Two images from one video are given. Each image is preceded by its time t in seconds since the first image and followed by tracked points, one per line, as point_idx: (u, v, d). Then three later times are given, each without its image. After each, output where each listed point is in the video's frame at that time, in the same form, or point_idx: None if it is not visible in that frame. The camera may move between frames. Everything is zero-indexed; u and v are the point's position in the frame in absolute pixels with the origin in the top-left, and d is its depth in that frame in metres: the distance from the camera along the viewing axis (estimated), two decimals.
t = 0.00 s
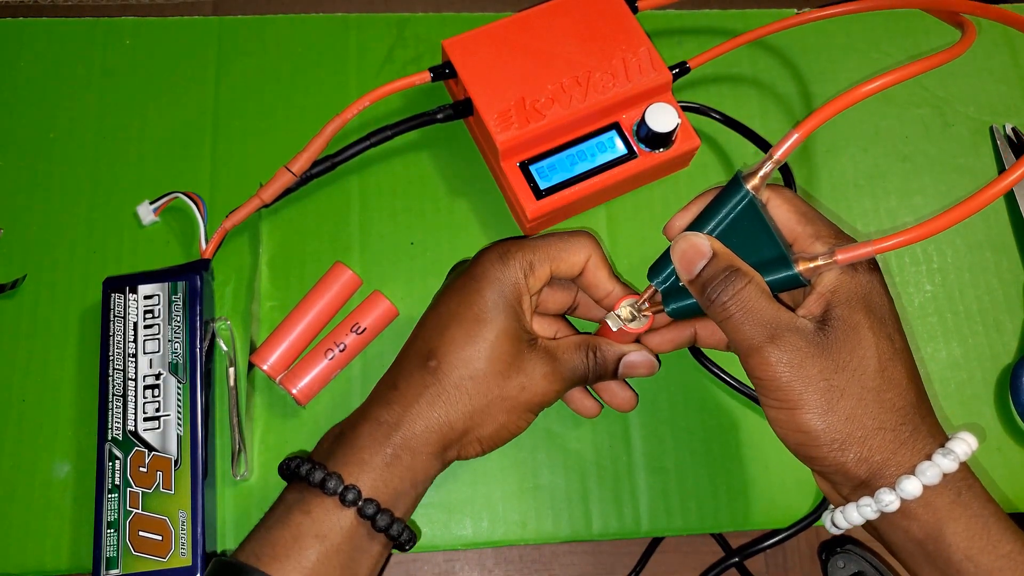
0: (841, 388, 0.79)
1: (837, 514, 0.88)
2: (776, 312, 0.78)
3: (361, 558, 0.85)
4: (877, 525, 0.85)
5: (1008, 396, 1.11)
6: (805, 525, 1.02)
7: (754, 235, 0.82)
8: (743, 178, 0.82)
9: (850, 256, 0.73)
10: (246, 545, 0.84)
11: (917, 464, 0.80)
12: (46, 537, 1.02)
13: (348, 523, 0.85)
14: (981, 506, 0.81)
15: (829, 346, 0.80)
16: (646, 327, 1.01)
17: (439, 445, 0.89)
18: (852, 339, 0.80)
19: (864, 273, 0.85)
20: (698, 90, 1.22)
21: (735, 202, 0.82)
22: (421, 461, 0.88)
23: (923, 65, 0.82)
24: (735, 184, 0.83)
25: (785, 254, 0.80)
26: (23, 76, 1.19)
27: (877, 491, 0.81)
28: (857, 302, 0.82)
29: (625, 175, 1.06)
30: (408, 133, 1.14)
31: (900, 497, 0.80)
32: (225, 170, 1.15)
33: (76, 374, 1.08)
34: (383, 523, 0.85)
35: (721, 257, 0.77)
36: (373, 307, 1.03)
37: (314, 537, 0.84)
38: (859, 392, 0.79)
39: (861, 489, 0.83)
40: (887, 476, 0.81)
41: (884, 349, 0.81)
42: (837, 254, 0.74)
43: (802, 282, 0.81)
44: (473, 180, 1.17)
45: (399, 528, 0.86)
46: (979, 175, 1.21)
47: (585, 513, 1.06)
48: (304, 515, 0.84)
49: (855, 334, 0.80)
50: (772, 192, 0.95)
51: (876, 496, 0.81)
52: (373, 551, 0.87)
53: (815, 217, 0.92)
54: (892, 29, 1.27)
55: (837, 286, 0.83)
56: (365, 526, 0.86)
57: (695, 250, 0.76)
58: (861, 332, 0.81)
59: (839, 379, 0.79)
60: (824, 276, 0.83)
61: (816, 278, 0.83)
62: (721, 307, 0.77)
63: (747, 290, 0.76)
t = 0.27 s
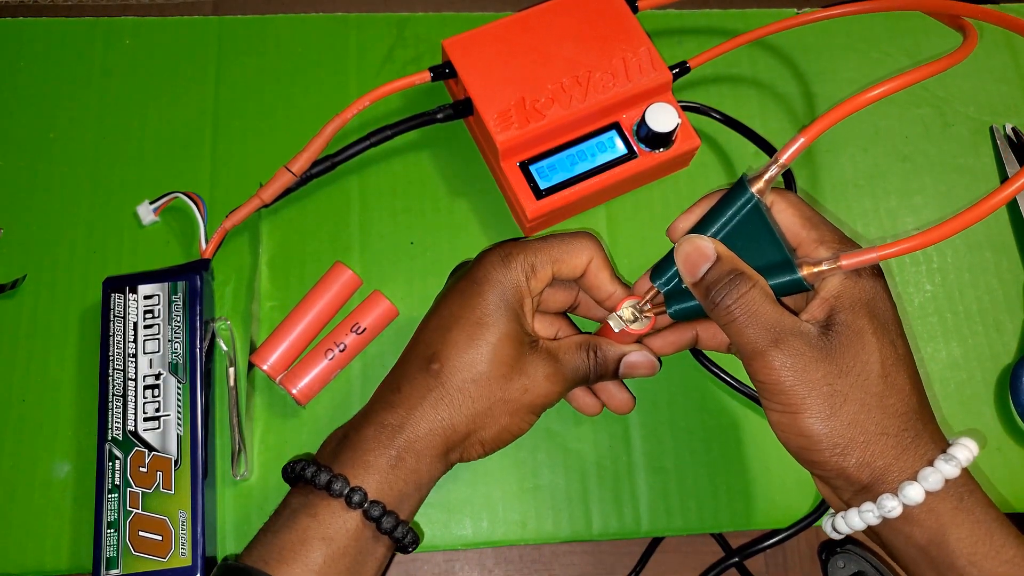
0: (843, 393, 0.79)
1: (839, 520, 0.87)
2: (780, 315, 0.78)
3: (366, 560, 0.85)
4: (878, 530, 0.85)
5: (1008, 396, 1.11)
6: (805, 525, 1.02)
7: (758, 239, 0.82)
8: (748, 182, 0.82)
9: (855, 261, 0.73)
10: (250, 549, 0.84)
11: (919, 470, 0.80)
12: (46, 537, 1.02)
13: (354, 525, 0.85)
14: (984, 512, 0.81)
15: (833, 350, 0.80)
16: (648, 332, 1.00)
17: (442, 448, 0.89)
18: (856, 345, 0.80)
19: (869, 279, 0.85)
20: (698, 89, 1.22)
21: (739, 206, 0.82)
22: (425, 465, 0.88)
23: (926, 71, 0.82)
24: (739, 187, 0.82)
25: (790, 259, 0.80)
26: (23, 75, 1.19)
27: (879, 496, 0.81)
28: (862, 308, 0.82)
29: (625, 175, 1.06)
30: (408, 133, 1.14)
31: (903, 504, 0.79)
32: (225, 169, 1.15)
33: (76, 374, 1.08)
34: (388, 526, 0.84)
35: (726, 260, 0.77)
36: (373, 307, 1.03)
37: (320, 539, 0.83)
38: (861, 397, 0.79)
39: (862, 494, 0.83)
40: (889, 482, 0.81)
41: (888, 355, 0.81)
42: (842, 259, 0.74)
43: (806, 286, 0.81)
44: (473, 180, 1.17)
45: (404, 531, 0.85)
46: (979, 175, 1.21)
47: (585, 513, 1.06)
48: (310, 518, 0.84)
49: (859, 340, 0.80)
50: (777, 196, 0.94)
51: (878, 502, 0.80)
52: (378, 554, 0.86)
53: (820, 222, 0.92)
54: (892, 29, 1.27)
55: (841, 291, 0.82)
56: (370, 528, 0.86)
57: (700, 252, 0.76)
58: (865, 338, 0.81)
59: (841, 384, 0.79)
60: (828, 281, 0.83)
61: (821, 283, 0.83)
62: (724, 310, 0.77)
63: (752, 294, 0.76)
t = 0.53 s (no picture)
0: (840, 386, 0.79)
1: (835, 514, 0.87)
2: (775, 310, 0.78)
3: (360, 554, 0.85)
4: (878, 524, 0.85)
5: (1008, 396, 1.11)
6: (805, 524, 1.02)
7: (754, 236, 0.82)
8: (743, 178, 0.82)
9: (850, 257, 0.73)
10: (246, 544, 0.84)
11: (917, 462, 0.80)
12: (46, 537, 1.02)
13: (348, 519, 0.85)
14: (982, 502, 0.81)
15: (829, 344, 0.80)
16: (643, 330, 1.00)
17: (438, 444, 0.89)
18: (852, 338, 0.80)
19: (863, 274, 0.85)
20: (698, 90, 1.22)
21: (734, 203, 0.82)
22: (420, 461, 0.88)
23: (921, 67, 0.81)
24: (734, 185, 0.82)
25: (785, 255, 0.80)
26: (24, 76, 1.19)
27: (878, 488, 0.80)
28: (857, 302, 0.82)
29: (625, 175, 1.06)
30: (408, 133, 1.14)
31: (901, 495, 0.79)
32: (225, 170, 1.15)
33: (76, 374, 1.08)
34: (382, 520, 0.85)
35: (721, 257, 0.77)
36: (373, 307, 1.03)
37: (314, 533, 0.83)
38: (857, 390, 0.79)
39: (860, 487, 0.83)
40: (887, 474, 0.81)
41: (883, 348, 0.81)
42: (837, 254, 0.74)
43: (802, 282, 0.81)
44: (473, 180, 1.17)
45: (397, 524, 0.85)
46: (979, 175, 1.21)
47: (585, 513, 1.06)
48: (305, 512, 0.84)
49: (855, 333, 0.80)
50: (773, 192, 0.94)
51: (876, 494, 0.80)
52: (372, 547, 0.86)
53: (815, 218, 0.92)
54: (892, 29, 1.27)
55: (836, 286, 0.83)
56: (364, 522, 0.86)
57: (695, 249, 0.77)
58: (861, 331, 0.81)
59: (838, 377, 0.79)
60: (823, 277, 0.84)
61: (816, 279, 0.84)
62: (720, 307, 0.77)
63: (747, 290, 0.76)
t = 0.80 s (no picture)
0: (843, 378, 0.79)
1: (845, 507, 0.87)
2: (775, 304, 0.78)
3: (358, 550, 0.85)
4: (886, 515, 0.85)
5: (1008, 396, 1.11)
6: (805, 524, 1.02)
7: (753, 232, 0.82)
8: (740, 175, 0.81)
9: (848, 250, 0.73)
10: (246, 539, 0.84)
11: (922, 450, 0.80)
12: (46, 537, 1.02)
13: (346, 515, 0.85)
14: (992, 487, 0.81)
15: (831, 336, 0.80)
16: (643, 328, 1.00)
17: (438, 441, 0.89)
18: (853, 330, 0.80)
19: (864, 266, 0.85)
20: (698, 89, 1.22)
21: (731, 200, 0.82)
22: (420, 458, 0.88)
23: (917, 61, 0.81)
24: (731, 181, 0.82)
25: (785, 251, 0.80)
26: (23, 75, 1.19)
27: (884, 478, 0.80)
28: (858, 294, 0.82)
29: (625, 174, 1.06)
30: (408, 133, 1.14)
31: (908, 484, 0.79)
32: (225, 170, 1.15)
33: (76, 374, 1.08)
34: (380, 517, 0.84)
35: (720, 253, 0.77)
36: (373, 307, 1.03)
37: (312, 528, 0.83)
38: (860, 381, 0.79)
39: (867, 479, 0.83)
40: (893, 464, 0.81)
41: (885, 338, 0.81)
42: (836, 248, 0.74)
43: (802, 277, 0.81)
44: (473, 180, 1.17)
45: (395, 521, 0.85)
46: (979, 175, 1.21)
47: (585, 513, 1.06)
48: (303, 508, 0.84)
49: (856, 324, 0.80)
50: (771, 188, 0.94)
51: (883, 484, 0.80)
52: (369, 544, 0.86)
53: (812, 213, 0.92)
54: (892, 29, 1.27)
55: (836, 279, 0.83)
56: (361, 519, 0.85)
57: (693, 247, 0.77)
58: (862, 322, 0.81)
59: (840, 369, 0.79)
60: (822, 271, 0.83)
61: (815, 273, 0.83)
62: (720, 302, 0.77)
63: (746, 285, 0.76)
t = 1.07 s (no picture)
0: (841, 375, 0.79)
1: (843, 505, 0.87)
2: (774, 301, 0.78)
3: (358, 549, 0.85)
4: (885, 515, 0.85)
5: (1008, 396, 1.11)
6: (805, 524, 1.02)
7: (753, 230, 0.82)
8: (740, 174, 0.82)
9: (847, 247, 0.73)
10: (246, 539, 0.84)
11: (920, 448, 0.80)
12: (46, 537, 1.02)
13: (346, 514, 0.85)
14: (992, 483, 0.81)
15: (829, 333, 0.80)
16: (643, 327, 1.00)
17: (438, 440, 0.89)
18: (853, 328, 0.80)
19: (863, 263, 0.85)
20: (698, 89, 1.22)
21: (732, 198, 0.82)
22: (420, 457, 0.88)
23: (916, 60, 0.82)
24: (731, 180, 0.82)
25: (784, 248, 0.80)
26: (23, 76, 1.19)
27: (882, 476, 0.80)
28: (858, 292, 0.82)
29: (625, 174, 1.06)
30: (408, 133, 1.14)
31: (907, 482, 0.79)
32: (225, 170, 1.15)
33: (76, 374, 1.08)
34: (380, 515, 0.84)
35: (719, 251, 0.77)
36: (373, 307, 1.03)
37: (313, 527, 0.83)
38: (859, 378, 0.80)
39: (866, 477, 0.83)
40: (891, 461, 0.80)
41: (883, 336, 0.81)
42: (835, 245, 0.74)
43: (802, 275, 0.81)
44: (473, 180, 1.17)
45: (395, 519, 0.85)
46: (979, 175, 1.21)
47: (585, 513, 1.06)
48: (303, 507, 0.84)
49: (854, 322, 0.80)
50: (770, 187, 0.94)
51: (881, 482, 0.80)
52: (370, 542, 0.86)
53: (812, 211, 0.92)
54: (892, 30, 1.27)
55: (835, 277, 0.83)
56: (362, 518, 0.86)
57: (693, 244, 0.77)
58: (861, 320, 0.81)
59: (838, 366, 0.79)
60: (822, 268, 0.83)
61: (815, 270, 0.83)
62: (719, 300, 0.77)
63: (746, 282, 0.76)
